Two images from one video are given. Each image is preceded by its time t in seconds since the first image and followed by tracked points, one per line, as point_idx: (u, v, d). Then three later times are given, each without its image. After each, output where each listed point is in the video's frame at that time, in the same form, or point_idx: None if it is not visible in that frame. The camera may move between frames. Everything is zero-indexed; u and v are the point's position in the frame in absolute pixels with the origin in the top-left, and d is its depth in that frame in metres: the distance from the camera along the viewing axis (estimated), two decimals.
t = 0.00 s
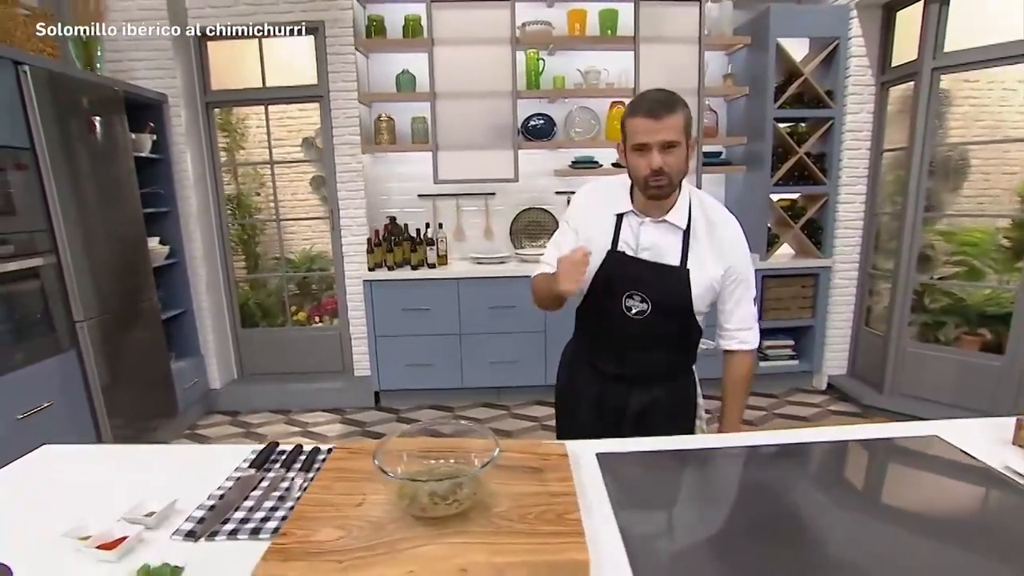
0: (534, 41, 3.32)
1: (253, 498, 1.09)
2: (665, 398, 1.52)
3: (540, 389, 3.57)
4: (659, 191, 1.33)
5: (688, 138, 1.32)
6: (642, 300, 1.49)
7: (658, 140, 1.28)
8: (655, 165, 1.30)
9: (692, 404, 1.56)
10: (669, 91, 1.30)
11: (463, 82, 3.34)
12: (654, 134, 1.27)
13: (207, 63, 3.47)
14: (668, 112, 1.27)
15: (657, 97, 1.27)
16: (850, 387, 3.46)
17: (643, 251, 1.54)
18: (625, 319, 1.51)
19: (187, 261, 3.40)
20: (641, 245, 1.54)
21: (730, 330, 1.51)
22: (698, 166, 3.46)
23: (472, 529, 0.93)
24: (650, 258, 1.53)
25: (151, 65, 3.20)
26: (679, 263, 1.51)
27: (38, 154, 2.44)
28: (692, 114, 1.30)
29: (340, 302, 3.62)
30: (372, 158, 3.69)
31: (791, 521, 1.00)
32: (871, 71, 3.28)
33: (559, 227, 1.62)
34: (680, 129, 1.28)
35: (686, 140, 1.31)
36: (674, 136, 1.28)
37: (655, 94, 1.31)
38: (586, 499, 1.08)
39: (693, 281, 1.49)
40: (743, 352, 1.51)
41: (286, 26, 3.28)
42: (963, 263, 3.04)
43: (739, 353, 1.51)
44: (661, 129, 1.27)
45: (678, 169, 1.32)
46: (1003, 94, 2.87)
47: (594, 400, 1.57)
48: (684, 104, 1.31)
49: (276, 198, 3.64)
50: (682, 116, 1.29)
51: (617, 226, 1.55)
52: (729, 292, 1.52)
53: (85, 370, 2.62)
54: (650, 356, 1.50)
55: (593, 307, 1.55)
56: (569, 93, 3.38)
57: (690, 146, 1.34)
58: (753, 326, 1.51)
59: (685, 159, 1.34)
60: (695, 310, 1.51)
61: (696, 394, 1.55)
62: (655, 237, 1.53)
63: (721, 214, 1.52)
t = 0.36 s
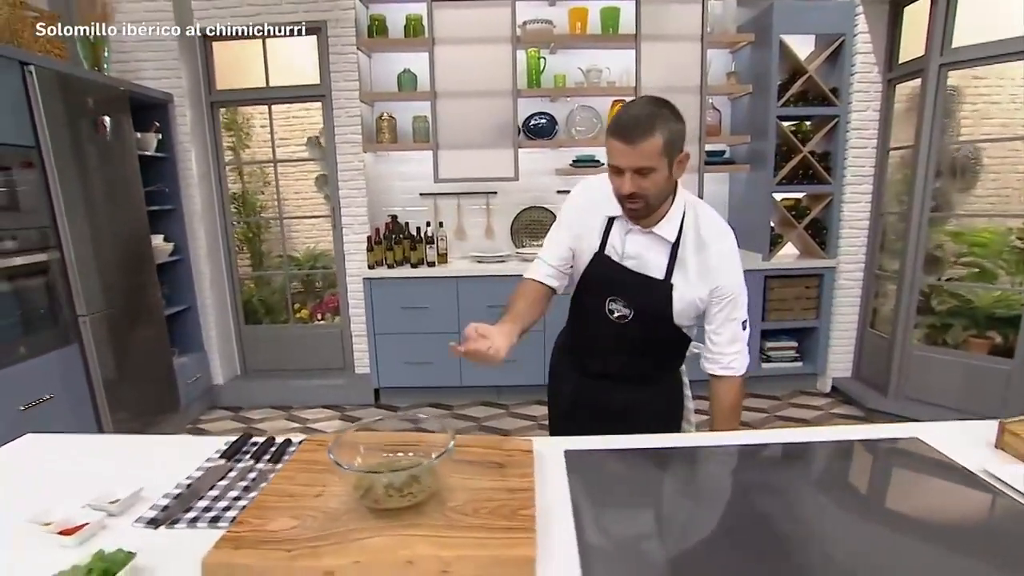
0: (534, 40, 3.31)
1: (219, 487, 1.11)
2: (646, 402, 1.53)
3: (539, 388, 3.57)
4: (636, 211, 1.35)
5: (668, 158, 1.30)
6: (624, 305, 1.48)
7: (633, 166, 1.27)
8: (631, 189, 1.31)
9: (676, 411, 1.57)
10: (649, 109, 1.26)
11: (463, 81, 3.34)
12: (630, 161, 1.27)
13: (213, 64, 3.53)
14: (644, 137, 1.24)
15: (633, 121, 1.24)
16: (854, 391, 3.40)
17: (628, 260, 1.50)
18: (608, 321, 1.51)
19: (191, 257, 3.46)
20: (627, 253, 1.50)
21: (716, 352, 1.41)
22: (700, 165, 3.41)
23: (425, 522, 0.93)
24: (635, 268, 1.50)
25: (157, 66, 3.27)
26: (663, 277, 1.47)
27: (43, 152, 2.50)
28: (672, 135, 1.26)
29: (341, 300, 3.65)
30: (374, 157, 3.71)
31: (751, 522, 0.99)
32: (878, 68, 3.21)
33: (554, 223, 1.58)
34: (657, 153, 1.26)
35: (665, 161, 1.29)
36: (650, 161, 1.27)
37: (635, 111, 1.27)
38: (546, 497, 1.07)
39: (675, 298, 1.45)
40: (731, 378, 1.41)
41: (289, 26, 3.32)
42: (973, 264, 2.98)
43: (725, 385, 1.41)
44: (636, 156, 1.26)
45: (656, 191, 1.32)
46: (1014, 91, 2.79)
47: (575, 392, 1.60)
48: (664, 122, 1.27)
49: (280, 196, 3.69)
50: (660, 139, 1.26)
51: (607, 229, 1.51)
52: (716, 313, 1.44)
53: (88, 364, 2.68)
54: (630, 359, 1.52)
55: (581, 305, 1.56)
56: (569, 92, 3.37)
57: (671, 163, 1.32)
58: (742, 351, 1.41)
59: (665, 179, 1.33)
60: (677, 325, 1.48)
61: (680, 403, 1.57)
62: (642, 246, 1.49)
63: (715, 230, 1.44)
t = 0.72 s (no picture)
0: (535, 38, 3.29)
1: (180, 482, 1.11)
2: (620, 406, 1.51)
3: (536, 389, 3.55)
4: (613, 227, 1.32)
5: (646, 174, 1.26)
6: (597, 312, 1.45)
7: (609, 183, 1.24)
8: (608, 206, 1.28)
9: (653, 414, 1.54)
10: (627, 125, 1.23)
11: (463, 79, 3.33)
12: (606, 178, 1.24)
13: (217, 61, 3.57)
14: (621, 154, 1.21)
15: (609, 137, 1.21)
16: (857, 398, 3.33)
17: (602, 268, 1.47)
18: (582, 326, 1.49)
19: (193, 252, 3.50)
20: (600, 261, 1.47)
21: (692, 367, 1.35)
22: (703, 166, 3.39)
23: (374, 524, 0.92)
24: (608, 276, 1.47)
25: (161, 64, 3.31)
26: (637, 288, 1.43)
27: (43, 147, 2.55)
28: (650, 151, 1.23)
29: (341, 297, 3.67)
30: (375, 155, 3.72)
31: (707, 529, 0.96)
32: (886, 68, 3.15)
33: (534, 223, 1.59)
34: (634, 170, 1.23)
35: (644, 177, 1.26)
36: (628, 178, 1.23)
37: (613, 126, 1.24)
38: (502, 498, 1.05)
39: (648, 310, 1.41)
40: (707, 394, 1.34)
41: (292, 24, 3.35)
42: (984, 270, 2.89)
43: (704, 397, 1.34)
44: (612, 174, 1.23)
45: (634, 208, 1.29)
46: None
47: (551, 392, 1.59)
48: (643, 138, 1.23)
49: (282, 194, 3.72)
50: (637, 156, 1.22)
51: (583, 236, 1.50)
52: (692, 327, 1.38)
53: (85, 357, 2.73)
54: (604, 363, 1.50)
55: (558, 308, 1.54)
56: (570, 91, 3.35)
57: (651, 180, 1.28)
58: (719, 366, 1.34)
59: (644, 195, 1.29)
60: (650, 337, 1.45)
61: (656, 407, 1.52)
62: (616, 255, 1.45)
63: (694, 242, 1.39)
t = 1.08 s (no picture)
0: (548, 34, 3.25)
1: (156, 481, 1.12)
2: (608, 409, 1.47)
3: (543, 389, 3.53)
4: (598, 209, 1.28)
5: (633, 155, 1.24)
6: (577, 310, 1.45)
7: (598, 159, 1.21)
8: (595, 184, 1.24)
9: (645, 422, 1.49)
10: (614, 103, 1.22)
11: (474, 76, 3.31)
12: (594, 153, 1.21)
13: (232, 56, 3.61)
14: (610, 130, 1.19)
15: (598, 113, 1.19)
16: (873, 407, 3.24)
17: (581, 263, 1.47)
18: (565, 327, 1.49)
19: (206, 245, 3.56)
20: (580, 255, 1.47)
21: (668, 365, 1.32)
22: (717, 166, 3.32)
23: (335, 534, 0.91)
24: (587, 270, 1.46)
25: (177, 60, 3.37)
26: (616, 281, 1.42)
27: (58, 141, 2.63)
28: (638, 131, 1.21)
29: (352, 293, 3.71)
30: (387, 151, 3.73)
31: (680, 549, 0.92)
32: (912, 66, 3.03)
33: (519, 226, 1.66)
34: (623, 147, 1.21)
35: (630, 157, 1.24)
36: (617, 154, 1.21)
37: (599, 106, 1.23)
38: (469, 510, 1.03)
39: (626, 304, 1.40)
40: (685, 392, 1.31)
41: (306, 19, 3.37)
42: (1013, 278, 2.77)
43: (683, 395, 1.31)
44: (602, 148, 1.20)
45: (621, 189, 1.26)
46: None
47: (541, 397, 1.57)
48: (630, 118, 1.22)
49: (295, 188, 3.75)
50: (626, 133, 1.21)
51: (563, 232, 1.50)
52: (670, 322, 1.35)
53: (98, 345, 2.82)
54: (590, 365, 1.47)
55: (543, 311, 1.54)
56: (582, 88, 3.31)
57: (637, 161, 1.26)
58: (698, 364, 1.31)
59: (629, 177, 1.27)
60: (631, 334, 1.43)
61: (645, 414, 1.47)
62: (596, 249, 1.45)
63: (671, 236, 1.39)
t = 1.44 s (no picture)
0: (566, 29, 3.20)
1: (143, 476, 1.13)
2: (604, 409, 1.44)
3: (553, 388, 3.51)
4: (600, 168, 1.30)
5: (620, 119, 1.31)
6: (570, 294, 1.42)
7: (598, 114, 1.26)
8: (596, 141, 1.27)
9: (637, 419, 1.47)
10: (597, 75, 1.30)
11: (490, 71, 3.28)
12: (594, 109, 1.25)
13: (251, 52, 3.65)
14: (602, 91, 1.26)
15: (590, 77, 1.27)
16: (895, 416, 3.13)
17: (570, 243, 1.46)
18: (557, 315, 1.46)
19: (223, 239, 3.62)
20: (568, 236, 1.46)
21: (660, 332, 1.32)
22: (736, 164, 3.24)
23: (308, 537, 0.90)
24: (577, 249, 1.45)
25: (197, 56, 3.44)
26: (605, 255, 1.40)
27: (80, 136, 2.69)
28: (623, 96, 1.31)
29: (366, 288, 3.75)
30: (403, 146, 3.75)
31: (663, 561, 0.88)
32: (946, 59, 2.89)
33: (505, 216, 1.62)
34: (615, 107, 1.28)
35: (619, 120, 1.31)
36: (611, 113, 1.27)
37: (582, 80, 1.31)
38: (448, 515, 1.01)
39: (617, 277, 1.37)
40: (676, 358, 1.32)
41: (324, 15, 3.40)
42: None
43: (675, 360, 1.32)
44: (600, 105, 1.25)
45: (616, 148, 1.30)
46: None
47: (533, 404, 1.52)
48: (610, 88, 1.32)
49: (312, 183, 3.78)
50: (614, 96, 1.29)
51: (550, 217, 1.49)
52: (659, 289, 1.33)
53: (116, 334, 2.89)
54: (585, 359, 1.43)
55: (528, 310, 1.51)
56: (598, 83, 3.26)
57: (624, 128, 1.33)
58: (690, 330, 1.31)
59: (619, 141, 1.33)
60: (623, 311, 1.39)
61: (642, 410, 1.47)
62: (583, 227, 1.44)
63: (655, 206, 1.38)
